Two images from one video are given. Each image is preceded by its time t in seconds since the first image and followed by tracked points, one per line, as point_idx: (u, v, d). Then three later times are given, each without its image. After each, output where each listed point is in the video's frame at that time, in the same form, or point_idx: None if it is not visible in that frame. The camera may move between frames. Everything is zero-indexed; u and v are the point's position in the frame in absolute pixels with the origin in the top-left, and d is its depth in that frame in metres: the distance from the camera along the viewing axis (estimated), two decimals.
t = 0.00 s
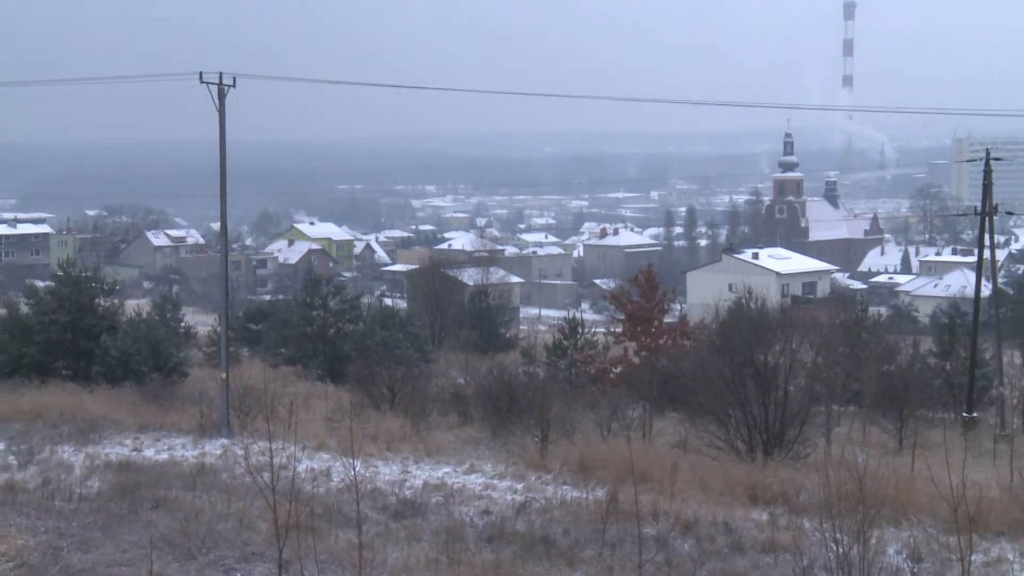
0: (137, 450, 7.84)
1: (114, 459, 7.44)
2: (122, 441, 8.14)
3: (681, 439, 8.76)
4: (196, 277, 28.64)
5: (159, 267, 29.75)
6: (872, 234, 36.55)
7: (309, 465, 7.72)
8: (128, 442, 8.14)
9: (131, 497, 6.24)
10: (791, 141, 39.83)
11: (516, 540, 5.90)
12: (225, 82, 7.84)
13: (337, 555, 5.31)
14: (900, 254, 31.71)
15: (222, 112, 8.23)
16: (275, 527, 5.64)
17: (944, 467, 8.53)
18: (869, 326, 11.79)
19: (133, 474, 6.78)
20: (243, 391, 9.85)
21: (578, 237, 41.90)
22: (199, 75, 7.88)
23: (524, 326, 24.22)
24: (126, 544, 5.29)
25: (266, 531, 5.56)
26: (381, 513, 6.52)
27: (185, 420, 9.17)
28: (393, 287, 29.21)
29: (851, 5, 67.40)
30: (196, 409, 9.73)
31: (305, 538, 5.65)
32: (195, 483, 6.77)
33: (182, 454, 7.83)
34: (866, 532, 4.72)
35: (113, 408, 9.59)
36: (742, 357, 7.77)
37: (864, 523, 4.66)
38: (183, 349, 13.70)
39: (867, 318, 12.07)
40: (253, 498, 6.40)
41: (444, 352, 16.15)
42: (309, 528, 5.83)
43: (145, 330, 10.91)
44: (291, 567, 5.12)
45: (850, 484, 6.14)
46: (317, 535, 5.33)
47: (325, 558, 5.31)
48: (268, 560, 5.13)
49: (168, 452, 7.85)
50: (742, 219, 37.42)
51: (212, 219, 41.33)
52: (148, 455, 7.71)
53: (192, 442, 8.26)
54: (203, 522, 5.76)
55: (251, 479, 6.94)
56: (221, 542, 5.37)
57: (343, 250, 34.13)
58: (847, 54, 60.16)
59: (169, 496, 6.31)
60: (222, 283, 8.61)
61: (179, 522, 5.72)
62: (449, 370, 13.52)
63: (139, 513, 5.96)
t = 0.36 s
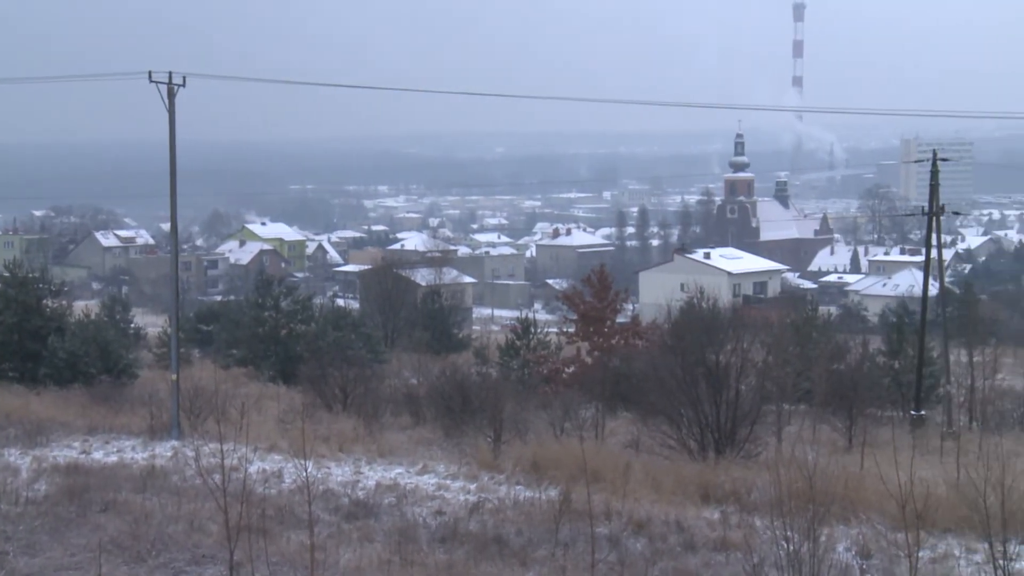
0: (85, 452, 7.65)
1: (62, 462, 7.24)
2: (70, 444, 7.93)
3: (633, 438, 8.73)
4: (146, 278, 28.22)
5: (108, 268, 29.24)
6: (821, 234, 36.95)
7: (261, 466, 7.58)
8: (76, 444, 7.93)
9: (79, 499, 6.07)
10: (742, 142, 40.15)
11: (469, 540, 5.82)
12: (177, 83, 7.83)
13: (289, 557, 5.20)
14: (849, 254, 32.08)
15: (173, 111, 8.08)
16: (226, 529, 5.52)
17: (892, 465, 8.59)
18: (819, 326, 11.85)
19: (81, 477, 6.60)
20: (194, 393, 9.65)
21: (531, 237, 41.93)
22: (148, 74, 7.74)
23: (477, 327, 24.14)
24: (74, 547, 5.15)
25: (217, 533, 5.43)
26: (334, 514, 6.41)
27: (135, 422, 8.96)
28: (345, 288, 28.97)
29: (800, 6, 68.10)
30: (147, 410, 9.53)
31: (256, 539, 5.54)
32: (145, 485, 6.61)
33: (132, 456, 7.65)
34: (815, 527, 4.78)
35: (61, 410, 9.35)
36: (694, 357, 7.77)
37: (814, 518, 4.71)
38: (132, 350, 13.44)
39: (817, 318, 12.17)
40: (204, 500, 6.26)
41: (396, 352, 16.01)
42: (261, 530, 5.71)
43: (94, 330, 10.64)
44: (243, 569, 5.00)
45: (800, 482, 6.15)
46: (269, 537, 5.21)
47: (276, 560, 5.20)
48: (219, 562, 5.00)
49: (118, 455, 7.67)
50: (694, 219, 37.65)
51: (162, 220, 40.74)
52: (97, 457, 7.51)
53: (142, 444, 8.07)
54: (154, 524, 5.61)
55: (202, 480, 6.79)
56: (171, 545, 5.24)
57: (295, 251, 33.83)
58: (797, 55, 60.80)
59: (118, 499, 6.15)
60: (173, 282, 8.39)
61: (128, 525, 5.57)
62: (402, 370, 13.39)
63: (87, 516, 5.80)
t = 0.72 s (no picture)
0: (27, 456, 7.42)
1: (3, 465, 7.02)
2: (12, 448, 7.70)
3: (582, 438, 8.69)
4: (90, 279, 27.65)
5: (51, 269, 28.62)
6: (767, 234, 37.31)
7: (207, 469, 7.41)
8: (18, 448, 7.70)
9: (21, 503, 5.88)
10: (689, 142, 40.42)
11: (418, 541, 5.74)
12: (122, 82, 7.64)
13: (237, 560, 5.08)
14: (795, 254, 32.43)
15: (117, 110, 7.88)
16: (173, 532, 5.38)
17: (838, 463, 8.65)
18: (766, 325, 11.90)
19: (23, 481, 6.40)
20: (140, 395, 9.43)
21: (481, 237, 41.87)
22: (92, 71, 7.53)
23: (426, 327, 24.01)
24: (15, 553, 4.98)
25: (164, 536, 5.29)
26: (281, 516, 6.28)
27: (78, 426, 8.72)
28: (293, 289, 28.64)
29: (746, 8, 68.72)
30: (91, 414, 9.28)
31: (203, 543, 5.40)
32: (89, 488, 6.43)
33: (76, 459, 7.44)
34: (762, 526, 4.78)
35: (2, 414, 9.07)
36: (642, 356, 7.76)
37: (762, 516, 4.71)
38: (76, 353, 13.11)
39: (764, 317, 12.23)
40: (150, 504, 6.10)
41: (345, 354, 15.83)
42: (208, 533, 5.58)
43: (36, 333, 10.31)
44: (190, 573, 4.87)
45: (748, 480, 6.15)
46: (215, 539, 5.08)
47: (223, 563, 5.07)
48: (166, 566, 4.86)
49: (61, 458, 7.45)
50: (642, 219, 37.81)
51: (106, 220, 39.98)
52: (40, 461, 7.30)
53: (86, 447, 7.86)
54: (98, 528, 5.45)
55: (148, 483, 6.62)
56: (115, 549, 5.09)
57: (242, 253, 33.36)
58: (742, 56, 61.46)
59: (62, 503, 5.96)
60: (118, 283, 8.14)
61: (72, 528, 5.41)
62: (351, 371, 13.23)
63: (29, 520, 5.62)
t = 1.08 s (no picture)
0: None
1: None
2: None
3: (529, 438, 8.63)
4: (29, 280, 26.99)
5: None
6: (712, 235, 37.62)
7: (151, 472, 7.23)
8: None
9: None
10: (635, 143, 40.62)
11: (363, 542, 5.63)
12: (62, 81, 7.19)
13: (181, 564, 4.93)
14: (740, 254, 32.72)
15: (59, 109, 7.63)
16: (115, 535, 5.22)
17: (783, 462, 8.68)
18: (712, 325, 11.94)
19: None
20: (82, 397, 9.17)
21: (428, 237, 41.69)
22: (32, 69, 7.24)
23: (372, 328, 23.81)
24: None
25: (106, 540, 5.13)
26: (227, 519, 6.14)
27: (18, 428, 8.45)
28: (238, 290, 28.23)
29: (691, 9, 69.26)
30: (32, 416, 9.00)
31: (147, 546, 5.25)
32: (30, 492, 6.22)
33: (16, 462, 7.20)
34: (707, 525, 4.76)
35: None
36: (589, 356, 7.72)
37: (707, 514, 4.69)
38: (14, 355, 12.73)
39: (709, 316, 12.26)
40: (92, 507, 5.92)
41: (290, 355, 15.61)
42: (152, 536, 5.42)
43: None
44: None
45: (693, 479, 6.14)
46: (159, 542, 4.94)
47: (167, 567, 4.93)
48: (107, 570, 4.71)
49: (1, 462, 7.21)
50: (588, 220, 37.88)
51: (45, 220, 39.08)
52: None
53: (27, 451, 7.62)
54: (38, 532, 5.27)
55: (90, 486, 6.42)
56: (56, 553, 4.92)
57: (187, 254, 32.63)
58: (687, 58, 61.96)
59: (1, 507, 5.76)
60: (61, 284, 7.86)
61: (11, 532, 5.22)
62: (297, 373, 13.03)
63: None
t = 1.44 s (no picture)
0: None
1: None
2: None
3: (481, 438, 8.57)
4: None
5: None
6: (663, 234, 37.82)
7: (99, 474, 7.06)
8: None
9: None
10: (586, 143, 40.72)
11: (315, 544, 5.54)
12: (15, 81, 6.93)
13: (129, 567, 4.81)
14: (691, 254, 32.93)
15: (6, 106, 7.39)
16: (61, 539, 5.08)
17: (734, 461, 8.70)
18: (663, 325, 11.95)
19: None
20: (28, 398, 8.93)
21: (379, 237, 41.44)
22: None
23: (324, 328, 23.60)
24: None
25: (53, 544, 4.99)
26: (176, 521, 6.00)
27: None
28: (188, 291, 27.82)
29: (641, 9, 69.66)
30: None
31: (94, 549, 5.11)
32: None
33: None
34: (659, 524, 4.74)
35: None
36: (540, 356, 7.69)
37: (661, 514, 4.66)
38: None
39: (660, 316, 12.27)
40: (38, 510, 5.76)
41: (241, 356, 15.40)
42: (99, 539, 5.28)
43: None
44: None
45: (644, 478, 6.12)
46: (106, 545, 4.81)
47: (115, 570, 4.80)
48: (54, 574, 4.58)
49: None
50: (540, 220, 37.89)
51: None
52: None
53: None
54: None
55: (36, 489, 6.25)
56: (2, 557, 4.78)
57: (136, 254, 32.16)
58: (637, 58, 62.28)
59: None
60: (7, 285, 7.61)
61: None
62: (247, 374, 12.84)
63: None
